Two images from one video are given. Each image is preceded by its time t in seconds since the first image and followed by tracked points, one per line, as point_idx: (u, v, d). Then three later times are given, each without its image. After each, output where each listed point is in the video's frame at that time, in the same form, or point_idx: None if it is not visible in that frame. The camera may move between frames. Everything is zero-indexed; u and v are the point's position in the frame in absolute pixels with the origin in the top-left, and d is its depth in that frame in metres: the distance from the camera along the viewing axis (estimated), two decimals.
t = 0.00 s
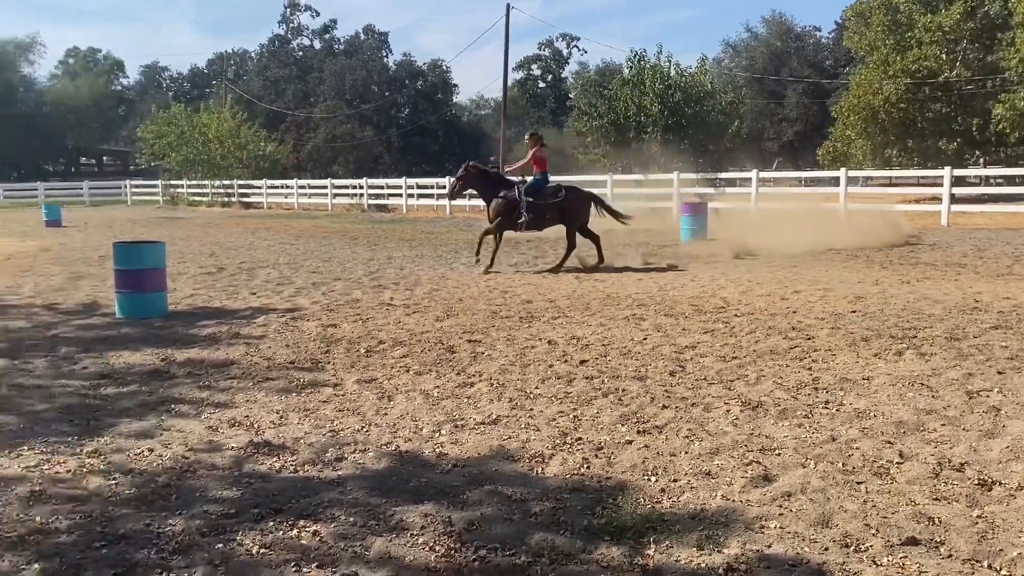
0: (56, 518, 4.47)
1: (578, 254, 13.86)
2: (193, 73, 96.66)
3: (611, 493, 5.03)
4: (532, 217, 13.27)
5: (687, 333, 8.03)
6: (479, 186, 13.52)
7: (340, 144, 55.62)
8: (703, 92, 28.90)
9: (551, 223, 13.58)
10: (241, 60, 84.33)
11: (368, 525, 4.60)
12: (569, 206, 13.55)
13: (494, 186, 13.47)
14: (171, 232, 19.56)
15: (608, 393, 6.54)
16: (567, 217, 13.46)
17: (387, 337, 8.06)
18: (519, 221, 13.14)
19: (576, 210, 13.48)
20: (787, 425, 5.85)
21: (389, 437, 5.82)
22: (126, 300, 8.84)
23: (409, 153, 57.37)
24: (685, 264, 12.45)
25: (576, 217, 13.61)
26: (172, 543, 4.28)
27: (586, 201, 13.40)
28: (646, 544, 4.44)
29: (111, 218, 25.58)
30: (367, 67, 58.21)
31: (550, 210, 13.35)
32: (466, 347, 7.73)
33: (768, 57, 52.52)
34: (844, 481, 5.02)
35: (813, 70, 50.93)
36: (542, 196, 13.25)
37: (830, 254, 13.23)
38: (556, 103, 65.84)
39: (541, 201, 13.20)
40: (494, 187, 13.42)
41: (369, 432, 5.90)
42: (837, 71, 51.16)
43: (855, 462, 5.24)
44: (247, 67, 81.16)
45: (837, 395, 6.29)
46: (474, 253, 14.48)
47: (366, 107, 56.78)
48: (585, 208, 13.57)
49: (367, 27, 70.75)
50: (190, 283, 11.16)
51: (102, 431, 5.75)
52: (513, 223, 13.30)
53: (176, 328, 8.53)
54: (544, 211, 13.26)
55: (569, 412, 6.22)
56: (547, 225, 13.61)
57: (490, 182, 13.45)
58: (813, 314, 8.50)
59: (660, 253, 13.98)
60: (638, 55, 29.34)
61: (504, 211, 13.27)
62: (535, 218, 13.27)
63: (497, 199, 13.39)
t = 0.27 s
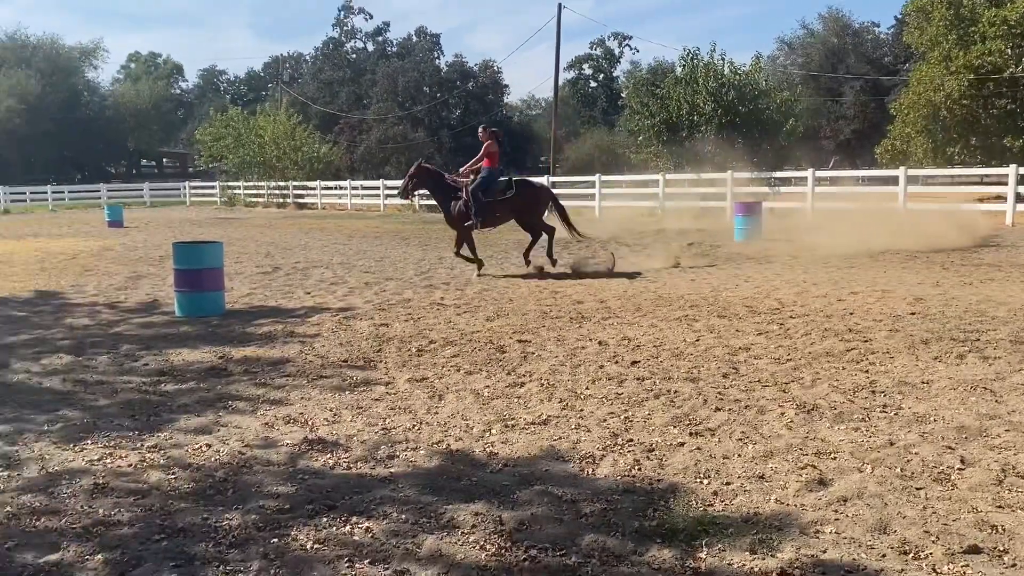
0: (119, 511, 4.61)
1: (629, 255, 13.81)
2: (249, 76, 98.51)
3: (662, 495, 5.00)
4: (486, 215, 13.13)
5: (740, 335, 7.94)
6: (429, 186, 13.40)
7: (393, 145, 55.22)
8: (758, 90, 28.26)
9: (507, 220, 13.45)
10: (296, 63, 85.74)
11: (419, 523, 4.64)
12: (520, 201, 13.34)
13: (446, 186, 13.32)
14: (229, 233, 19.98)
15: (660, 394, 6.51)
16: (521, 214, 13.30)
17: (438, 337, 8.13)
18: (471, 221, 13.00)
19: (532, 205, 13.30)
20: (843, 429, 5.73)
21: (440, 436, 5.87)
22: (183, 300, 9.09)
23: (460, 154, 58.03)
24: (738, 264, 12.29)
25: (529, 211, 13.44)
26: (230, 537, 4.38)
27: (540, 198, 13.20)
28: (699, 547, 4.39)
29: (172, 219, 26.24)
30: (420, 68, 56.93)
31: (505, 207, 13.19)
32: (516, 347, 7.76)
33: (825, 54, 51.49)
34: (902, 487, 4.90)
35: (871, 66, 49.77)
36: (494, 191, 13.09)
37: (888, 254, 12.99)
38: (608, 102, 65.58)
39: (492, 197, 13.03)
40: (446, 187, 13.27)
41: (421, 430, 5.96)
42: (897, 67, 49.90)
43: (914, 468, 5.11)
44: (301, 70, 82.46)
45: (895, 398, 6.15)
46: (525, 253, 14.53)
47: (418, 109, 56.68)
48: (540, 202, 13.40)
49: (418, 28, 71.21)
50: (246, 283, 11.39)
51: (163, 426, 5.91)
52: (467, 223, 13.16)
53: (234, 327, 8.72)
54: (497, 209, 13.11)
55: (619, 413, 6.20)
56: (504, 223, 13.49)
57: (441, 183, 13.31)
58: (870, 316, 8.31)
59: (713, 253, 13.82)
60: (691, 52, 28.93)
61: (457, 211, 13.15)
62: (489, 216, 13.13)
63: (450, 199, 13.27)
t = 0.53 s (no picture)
0: (175, 506, 4.73)
1: (678, 256, 13.72)
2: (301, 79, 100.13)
3: (711, 498, 4.94)
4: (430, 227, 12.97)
5: (792, 337, 7.82)
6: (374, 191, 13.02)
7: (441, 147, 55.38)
8: (810, 88, 27.84)
9: (451, 231, 13.34)
10: (346, 66, 86.86)
11: (467, 522, 4.66)
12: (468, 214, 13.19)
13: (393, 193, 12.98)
14: (281, 234, 20.33)
15: (709, 396, 6.44)
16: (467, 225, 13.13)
17: (486, 337, 8.17)
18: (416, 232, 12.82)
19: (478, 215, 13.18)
20: (899, 433, 5.60)
21: (488, 436, 5.89)
22: (239, 300, 9.27)
23: (508, 154, 58.42)
24: (790, 265, 12.11)
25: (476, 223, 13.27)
26: (282, 533, 4.46)
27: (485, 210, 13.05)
28: (750, 550, 4.33)
29: (227, 220, 26.81)
30: (467, 70, 56.89)
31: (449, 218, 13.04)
32: (563, 348, 7.76)
33: (879, 51, 50.33)
34: (961, 493, 4.76)
35: (928, 62, 48.50)
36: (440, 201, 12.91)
37: (946, 254, 12.68)
38: (656, 101, 65.12)
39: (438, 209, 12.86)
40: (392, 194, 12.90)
41: (469, 430, 5.99)
42: (956, 62, 48.52)
43: (973, 473, 4.96)
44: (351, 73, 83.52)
45: (953, 402, 5.99)
46: (572, 254, 14.53)
47: (466, 110, 57.02)
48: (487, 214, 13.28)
49: (466, 30, 71.57)
50: (298, 283, 11.60)
51: (217, 424, 6.05)
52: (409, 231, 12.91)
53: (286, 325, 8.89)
54: (441, 222, 12.94)
55: (668, 415, 6.15)
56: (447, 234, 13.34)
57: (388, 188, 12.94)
58: (927, 318, 8.11)
59: (764, 254, 13.64)
60: (742, 50, 28.64)
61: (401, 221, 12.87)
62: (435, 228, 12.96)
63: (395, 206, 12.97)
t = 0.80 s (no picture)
0: (223, 505, 4.80)
1: (721, 256, 13.58)
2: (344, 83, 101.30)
3: (758, 501, 4.85)
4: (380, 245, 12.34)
5: (840, 338, 7.67)
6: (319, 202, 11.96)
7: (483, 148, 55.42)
8: (858, 84, 27.19)
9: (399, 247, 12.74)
10: (389, 69, 87.65)
11: (510, 523, 4.66)
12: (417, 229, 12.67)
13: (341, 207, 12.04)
14: (327, 237, 20.59)
15: (755, 399, 6.35)
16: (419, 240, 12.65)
17: (528, 339, 8.17)
18: (367, 253, 12.07)
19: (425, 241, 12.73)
20: (951, 436, 5.46)
21: (531, 437, 5.87)
22: (284, 301, 9.39)
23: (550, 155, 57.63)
24: (837, 265, 11.89)
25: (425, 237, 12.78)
26: (327, 532, 4.50)
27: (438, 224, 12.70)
28: (797, 554, 4.26)
29: (273, 223, 27.25)
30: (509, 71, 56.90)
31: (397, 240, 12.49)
32: (606, 349, 7.72)
33: (929, 46, 49.13)
34: (1018, 499, 4.61)
35: (980, 57, 47.20)
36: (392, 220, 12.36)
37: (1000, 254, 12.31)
38: (700, 100, 64.55)
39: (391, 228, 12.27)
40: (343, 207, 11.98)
41: (512, 431, 5.98)
42: (1009, 56, 47.15)
43: None
44: (394, 76, 84.22)
45: (1009, 406, 5.81)
46: (614, 254, 14.47)
47: (507, 112, 56.56)
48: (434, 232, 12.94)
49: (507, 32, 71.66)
50: (342, 285, 11.74)
51: (263, 424, 6.14)
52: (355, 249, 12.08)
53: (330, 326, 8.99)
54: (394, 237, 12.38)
55: (713, 417, 6.08)
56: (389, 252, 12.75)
57: (338, 201, 11.97)
58: (981, 319, 7.89)
59: (811, 253, 13.43)
60: (787, 47, 28.26)
61: (352, 240, 11.99)
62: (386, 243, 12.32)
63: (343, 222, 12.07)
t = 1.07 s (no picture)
0: (265, 506, 4.86)
1: (761, 258, 13.45)
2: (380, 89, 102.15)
3: (800, 505, 4.78)
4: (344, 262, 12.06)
5: (883, 339, 7.54)
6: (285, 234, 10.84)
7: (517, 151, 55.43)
8: (898, 82, 26.87)
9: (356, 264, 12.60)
10: (424, 74, 88.20)
11: (549, 526, 4.64)
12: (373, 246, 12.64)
13: (304, 235, 11.13)
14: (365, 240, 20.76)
15: (797, 401, 6.27)
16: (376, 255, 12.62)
17: (564, 341, 8.16)
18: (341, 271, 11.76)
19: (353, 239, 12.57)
20: (1000, 440, 5.34)
21: (569, 440, 5.86)
22: (324, 305, 9.48)
23: (585, 156, 57.07)
24: (879, 265, 11.70)
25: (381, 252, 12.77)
26: (367, 533, 4.52)
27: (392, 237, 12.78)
28: (842, 559, 4.18)
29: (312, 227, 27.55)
30: (544, 74, 56.70)
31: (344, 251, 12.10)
32: (644, 351, 7.69)
33: (973, 42, 48.04)
34: None
35: None
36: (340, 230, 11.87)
37: None
38: (737, 100, 64.04)
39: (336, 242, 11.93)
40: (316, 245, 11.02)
41: (550, 434, 5.97)
42: None
43: None
44: (428, 80, 84.72)
45: None
46: (651, 256, 14.41)
47: (542, 114, 56.22)
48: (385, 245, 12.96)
49: (542, 35, 71.71)
50: (379, 288, 11.83)
51: (303, 425, 6.20)
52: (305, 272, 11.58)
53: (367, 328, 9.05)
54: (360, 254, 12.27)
55: (753, 420, 6.02)
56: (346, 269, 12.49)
57: (310, 237, 10.93)
58: None
59: (853, 254, 13.23)
60: (825, 46, 28.02)
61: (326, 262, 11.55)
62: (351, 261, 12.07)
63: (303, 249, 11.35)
